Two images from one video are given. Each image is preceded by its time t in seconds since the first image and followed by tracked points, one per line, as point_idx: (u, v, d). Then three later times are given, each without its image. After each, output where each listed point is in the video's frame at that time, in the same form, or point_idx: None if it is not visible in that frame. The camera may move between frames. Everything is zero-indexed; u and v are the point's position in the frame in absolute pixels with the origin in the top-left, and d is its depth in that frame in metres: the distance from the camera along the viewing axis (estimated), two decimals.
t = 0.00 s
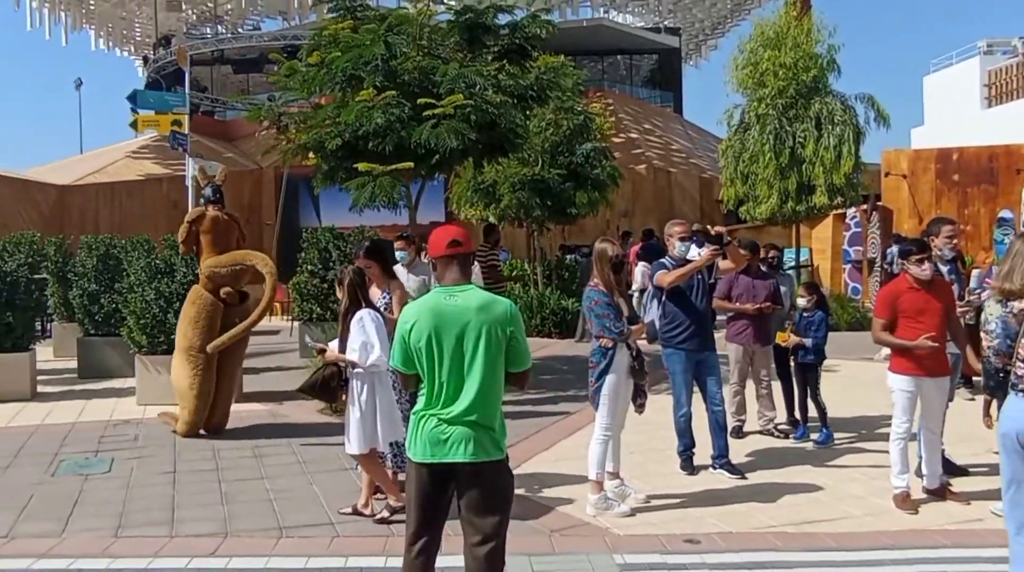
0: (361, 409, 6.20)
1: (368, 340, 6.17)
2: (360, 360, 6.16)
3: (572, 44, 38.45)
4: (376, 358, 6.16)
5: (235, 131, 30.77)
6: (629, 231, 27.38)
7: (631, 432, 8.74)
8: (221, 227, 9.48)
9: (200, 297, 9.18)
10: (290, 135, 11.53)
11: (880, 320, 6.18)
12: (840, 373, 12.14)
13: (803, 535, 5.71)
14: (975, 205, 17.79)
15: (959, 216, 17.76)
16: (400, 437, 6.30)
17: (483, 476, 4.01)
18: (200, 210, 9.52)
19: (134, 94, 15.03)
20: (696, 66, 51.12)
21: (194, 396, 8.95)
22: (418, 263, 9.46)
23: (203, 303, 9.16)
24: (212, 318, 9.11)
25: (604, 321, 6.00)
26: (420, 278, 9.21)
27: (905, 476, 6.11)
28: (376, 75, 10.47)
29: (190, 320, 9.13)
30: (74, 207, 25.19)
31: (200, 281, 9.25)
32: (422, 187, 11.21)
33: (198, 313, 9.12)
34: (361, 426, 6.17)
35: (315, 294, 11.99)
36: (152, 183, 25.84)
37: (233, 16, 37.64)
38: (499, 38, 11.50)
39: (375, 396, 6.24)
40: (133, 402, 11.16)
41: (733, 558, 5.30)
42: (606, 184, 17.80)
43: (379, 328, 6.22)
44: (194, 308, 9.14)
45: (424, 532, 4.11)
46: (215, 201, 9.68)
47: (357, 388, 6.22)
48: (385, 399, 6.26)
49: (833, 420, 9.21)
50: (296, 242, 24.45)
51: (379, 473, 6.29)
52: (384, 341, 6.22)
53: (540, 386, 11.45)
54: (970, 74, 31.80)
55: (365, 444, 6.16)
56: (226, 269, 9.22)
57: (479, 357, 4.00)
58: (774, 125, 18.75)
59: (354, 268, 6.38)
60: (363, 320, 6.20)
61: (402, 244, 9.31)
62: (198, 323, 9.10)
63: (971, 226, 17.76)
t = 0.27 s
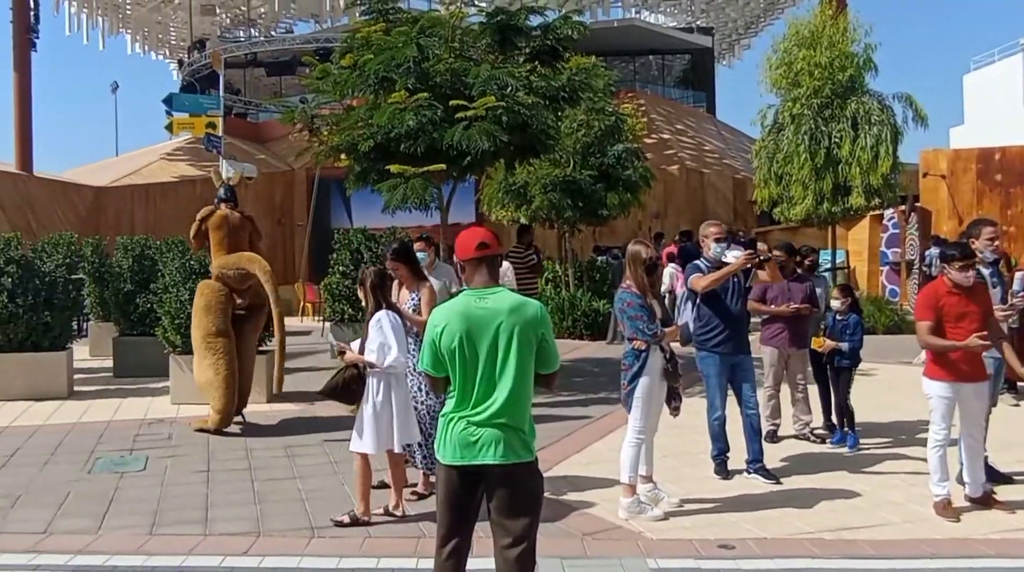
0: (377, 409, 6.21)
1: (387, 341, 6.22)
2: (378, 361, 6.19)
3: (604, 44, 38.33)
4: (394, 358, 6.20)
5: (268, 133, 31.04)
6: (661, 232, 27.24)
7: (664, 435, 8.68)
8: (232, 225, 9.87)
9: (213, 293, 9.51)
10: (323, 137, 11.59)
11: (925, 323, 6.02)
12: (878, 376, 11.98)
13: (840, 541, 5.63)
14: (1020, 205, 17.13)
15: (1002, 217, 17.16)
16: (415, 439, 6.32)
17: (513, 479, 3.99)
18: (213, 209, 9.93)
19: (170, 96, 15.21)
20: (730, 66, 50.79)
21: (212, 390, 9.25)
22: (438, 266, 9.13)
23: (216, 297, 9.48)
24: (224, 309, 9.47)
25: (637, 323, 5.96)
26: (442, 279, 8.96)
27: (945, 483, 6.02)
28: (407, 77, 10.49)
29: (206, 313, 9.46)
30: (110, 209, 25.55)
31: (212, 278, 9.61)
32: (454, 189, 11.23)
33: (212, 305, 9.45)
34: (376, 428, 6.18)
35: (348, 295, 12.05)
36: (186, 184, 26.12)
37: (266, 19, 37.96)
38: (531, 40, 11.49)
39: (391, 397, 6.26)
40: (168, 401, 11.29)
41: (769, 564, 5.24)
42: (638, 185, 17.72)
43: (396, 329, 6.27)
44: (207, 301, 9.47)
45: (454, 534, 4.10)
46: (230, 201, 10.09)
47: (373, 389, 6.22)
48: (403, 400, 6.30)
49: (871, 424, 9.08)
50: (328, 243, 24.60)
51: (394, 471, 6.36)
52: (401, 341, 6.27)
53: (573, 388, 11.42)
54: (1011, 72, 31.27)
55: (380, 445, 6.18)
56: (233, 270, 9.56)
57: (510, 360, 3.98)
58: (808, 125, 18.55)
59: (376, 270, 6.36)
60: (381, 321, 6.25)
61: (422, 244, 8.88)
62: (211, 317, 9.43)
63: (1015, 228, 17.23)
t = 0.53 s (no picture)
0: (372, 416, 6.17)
1: (381, 346, 6.18)
2: (373, 366, 6.16)
3: (628, 45, 38.25)
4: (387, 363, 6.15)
5: (292, 136, 31.22)
6: (685, 234, 27.14)
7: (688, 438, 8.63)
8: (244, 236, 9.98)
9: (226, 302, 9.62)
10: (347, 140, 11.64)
11: (951, 325, 5.95)
12: (907, 379, 11.85)
13: (868, 546, 5.57)
14: None
15: None
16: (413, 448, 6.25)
17: (534, 481, 3.98)
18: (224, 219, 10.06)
19: (195, 100, 15.33)
20: (754, 66, 50.57)
21: (225, 396, 9.44)
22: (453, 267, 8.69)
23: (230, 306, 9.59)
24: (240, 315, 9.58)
25: (661, 326, 5.93)
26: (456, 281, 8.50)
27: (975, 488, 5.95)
28: (431, 80, 10.51)
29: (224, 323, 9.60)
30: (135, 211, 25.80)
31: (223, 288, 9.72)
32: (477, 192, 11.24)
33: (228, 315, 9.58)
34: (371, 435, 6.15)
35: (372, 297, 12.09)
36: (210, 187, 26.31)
37: (290, 22, 38.19)
38: (555, 41, 11.48)
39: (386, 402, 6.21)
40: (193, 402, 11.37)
41: (796, 569, 5.18)
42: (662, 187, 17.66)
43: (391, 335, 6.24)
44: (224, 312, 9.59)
45: (477, 536, 4.09)
46: (241, 209, 10.20)
47: (367, 393, 6.20)
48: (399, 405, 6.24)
49: (898, 428, 8.98)
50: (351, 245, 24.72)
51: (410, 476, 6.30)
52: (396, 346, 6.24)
53: (597, 390, 11.39)
54: None
55: (374, 452, 6.14)
56: (240, 278, 9.66)
57: (529, 363, 3.96)
58: (834, 126, 18.40)
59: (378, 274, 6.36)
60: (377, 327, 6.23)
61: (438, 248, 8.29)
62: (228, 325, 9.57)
63: None
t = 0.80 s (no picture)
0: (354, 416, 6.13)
1: (361, 347, 6.16)
2: (352, 367, 6.15)
3: (635, 46, 38.24)
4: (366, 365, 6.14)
5: (300, 138, 31.29)
6: (693, 235, 27.10)
7: (696, 440, 8.60)
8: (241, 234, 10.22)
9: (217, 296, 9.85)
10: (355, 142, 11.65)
11: (950, 326, 5.96)
12: (916, 381, 11.81)
13: (877, 548, 5.54)
14: None
15: None
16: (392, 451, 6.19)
17: (539, 482, 3.97)
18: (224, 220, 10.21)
19: (203, 102, 15.37)
20: (762, 68, 50.53)
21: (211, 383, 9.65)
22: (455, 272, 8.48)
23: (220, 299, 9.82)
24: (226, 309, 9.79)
25: (669, 327, 5.91)
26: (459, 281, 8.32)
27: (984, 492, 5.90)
28: (439, 82, 10.53)
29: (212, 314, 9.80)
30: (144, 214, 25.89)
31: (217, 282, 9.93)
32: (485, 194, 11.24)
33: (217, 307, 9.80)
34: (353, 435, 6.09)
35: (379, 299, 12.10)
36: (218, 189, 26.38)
37: (298, 25, 38.28)
38: (562, 42, 11.49)
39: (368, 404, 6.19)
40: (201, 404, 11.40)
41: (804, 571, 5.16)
42: (670, 189, 17.63)
43: (371, 336, 6.22)
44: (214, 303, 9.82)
45: (483, 536, 4.08)
46: (242, 211, 10.35)
47: (350, 394, 6.18)
48: (382, 403, 6.20)
49: (907, 429, 8.94)
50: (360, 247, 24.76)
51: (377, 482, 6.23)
52: (376, 347, 6.22)
53: (605, 392, 11.38)
54: None
55: (357, 453, 6.06)
56: (236, 278, 9.84)
57: (531, 365, 3.95)
58: (843, 127, 18.33)
59: (356, 276, 6.38)
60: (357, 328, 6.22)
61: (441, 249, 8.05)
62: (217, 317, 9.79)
63: None
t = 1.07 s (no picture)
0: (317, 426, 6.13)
1: (320, 352, 6.09)
2: (310, 373, 6.07)
3: (622, 52, 38.38)
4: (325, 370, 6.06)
5: (286, 142, 31.24)
6: (679, 240, 27.20)
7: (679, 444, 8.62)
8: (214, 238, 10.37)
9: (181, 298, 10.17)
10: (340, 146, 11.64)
11: (925, 328, 6.06)
12: (897, 385, 11.88)
13: (858, 551, 5.56)
14: None
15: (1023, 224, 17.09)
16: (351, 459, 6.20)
17: (521, 485, 3.97)
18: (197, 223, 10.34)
19: (187, 106, 15.33)
20: (747, 74, 50.79)
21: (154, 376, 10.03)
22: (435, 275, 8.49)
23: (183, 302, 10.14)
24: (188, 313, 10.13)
25: (653, 331, 5.94)
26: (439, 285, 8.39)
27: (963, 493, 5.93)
28: (424, 86, 10.55)
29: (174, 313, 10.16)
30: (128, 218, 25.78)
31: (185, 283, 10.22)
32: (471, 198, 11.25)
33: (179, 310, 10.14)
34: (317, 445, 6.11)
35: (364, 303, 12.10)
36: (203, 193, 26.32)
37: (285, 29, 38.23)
38: (548, 47, 11.52)
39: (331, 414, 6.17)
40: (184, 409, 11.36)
41: None
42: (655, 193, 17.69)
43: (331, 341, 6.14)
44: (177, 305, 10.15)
45: (466, 538, 4.08)
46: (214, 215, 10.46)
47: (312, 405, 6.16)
48: (342, 412, 6.19)
49: (889, 433, 8.99)
50: (345, 251, 24.73)
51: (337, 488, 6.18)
52: (337, 353, 6.16)
53: (588, 396, 11.40)
54: None
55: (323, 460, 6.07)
56: (205, 280, 10.13)
57: (512, 368, 3.95)
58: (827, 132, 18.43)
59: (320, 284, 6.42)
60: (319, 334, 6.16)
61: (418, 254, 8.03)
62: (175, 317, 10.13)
63: None
